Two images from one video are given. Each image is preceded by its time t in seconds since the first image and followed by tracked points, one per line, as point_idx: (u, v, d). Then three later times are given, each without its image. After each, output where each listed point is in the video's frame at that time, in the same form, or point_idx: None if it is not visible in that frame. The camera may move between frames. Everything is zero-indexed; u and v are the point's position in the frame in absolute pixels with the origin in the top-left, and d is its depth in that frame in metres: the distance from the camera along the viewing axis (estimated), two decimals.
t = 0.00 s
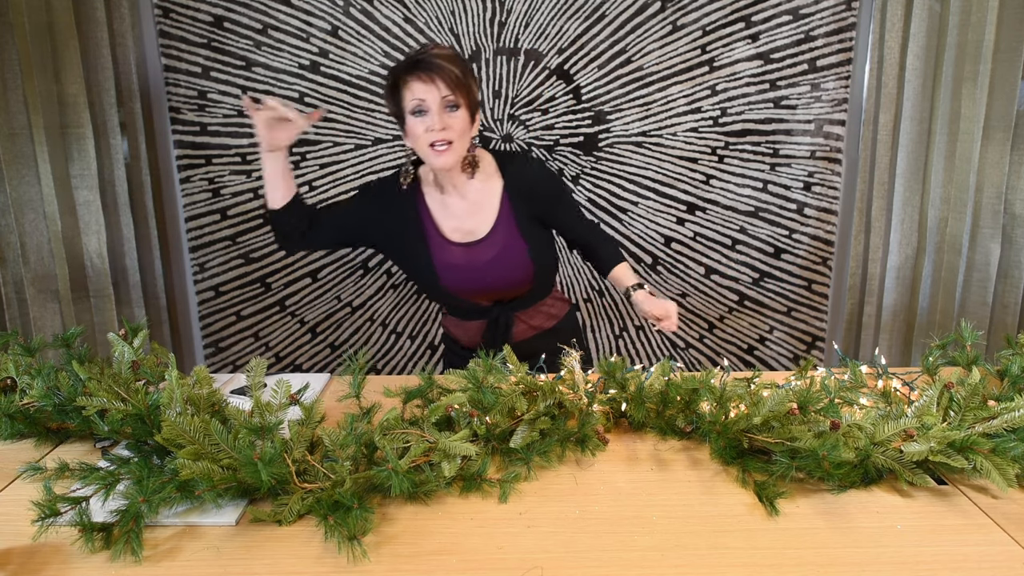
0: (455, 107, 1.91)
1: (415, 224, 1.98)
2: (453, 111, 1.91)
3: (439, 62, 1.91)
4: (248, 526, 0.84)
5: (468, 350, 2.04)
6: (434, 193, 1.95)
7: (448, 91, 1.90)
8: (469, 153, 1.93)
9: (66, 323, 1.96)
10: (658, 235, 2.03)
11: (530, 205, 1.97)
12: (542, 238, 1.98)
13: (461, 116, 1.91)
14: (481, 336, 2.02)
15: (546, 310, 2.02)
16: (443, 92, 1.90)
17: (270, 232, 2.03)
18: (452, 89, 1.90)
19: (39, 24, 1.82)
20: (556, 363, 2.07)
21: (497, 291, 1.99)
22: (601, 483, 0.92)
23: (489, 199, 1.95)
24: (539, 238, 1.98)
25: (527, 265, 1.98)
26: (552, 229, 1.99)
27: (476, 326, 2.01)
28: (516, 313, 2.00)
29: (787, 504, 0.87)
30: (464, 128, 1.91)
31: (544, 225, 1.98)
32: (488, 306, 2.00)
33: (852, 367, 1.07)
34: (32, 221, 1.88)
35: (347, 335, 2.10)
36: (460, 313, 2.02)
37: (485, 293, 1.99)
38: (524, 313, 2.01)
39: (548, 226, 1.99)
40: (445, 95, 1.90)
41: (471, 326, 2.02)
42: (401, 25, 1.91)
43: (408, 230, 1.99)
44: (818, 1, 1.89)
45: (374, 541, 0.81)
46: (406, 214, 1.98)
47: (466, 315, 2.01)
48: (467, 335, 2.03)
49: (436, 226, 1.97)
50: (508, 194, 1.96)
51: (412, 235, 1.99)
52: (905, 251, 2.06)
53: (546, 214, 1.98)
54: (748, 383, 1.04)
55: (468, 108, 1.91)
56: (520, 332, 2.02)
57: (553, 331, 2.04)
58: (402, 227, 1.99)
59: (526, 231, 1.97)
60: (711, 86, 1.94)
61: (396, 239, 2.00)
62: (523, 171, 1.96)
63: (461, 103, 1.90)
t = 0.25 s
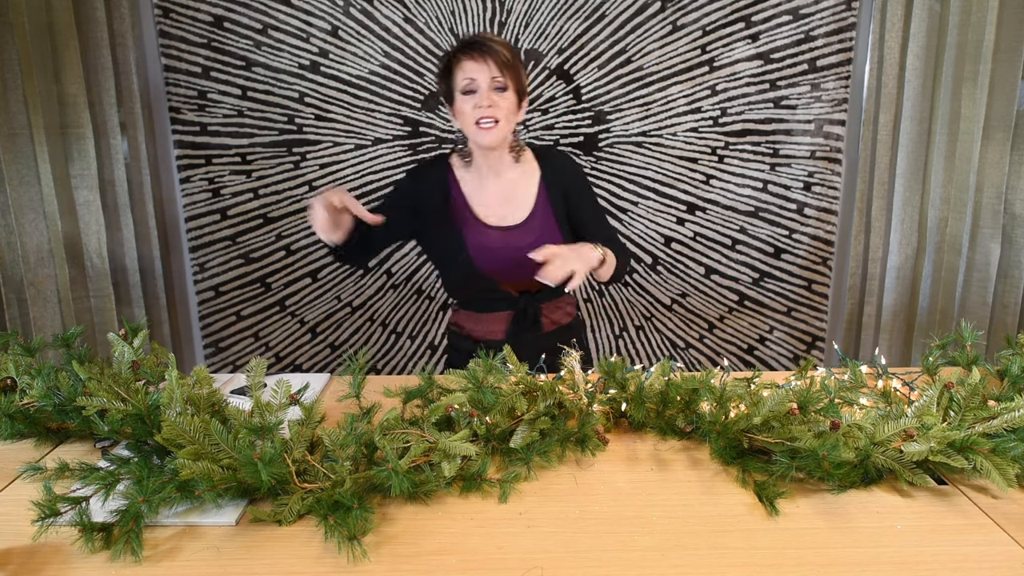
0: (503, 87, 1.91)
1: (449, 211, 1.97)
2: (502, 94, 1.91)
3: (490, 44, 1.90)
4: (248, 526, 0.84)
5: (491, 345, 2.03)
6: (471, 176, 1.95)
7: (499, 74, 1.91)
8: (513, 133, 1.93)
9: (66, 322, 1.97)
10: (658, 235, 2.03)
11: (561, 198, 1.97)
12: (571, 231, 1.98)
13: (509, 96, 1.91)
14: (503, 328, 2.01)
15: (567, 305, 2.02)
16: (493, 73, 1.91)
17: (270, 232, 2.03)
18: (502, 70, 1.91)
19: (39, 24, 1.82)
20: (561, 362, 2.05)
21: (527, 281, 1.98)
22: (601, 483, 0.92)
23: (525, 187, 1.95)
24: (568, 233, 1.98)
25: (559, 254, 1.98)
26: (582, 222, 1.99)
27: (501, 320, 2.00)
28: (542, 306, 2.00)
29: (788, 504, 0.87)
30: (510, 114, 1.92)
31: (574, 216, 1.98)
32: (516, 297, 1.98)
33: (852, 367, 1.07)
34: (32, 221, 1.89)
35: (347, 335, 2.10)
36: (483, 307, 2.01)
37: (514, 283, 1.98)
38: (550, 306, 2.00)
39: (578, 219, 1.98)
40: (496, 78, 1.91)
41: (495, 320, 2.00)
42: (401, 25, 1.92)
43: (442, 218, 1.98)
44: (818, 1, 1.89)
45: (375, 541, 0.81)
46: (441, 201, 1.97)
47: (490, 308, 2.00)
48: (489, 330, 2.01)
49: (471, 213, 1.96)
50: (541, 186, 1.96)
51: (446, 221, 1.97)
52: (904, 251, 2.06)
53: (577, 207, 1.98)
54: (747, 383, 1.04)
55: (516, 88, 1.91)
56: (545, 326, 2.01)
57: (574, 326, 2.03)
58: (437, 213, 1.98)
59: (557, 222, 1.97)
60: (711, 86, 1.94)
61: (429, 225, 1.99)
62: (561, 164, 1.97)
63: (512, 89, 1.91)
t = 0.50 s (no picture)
0: (531, 89, 1.88)
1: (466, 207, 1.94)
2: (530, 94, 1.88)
3: (521, 46, 1.88)
4: (248, 526, 0.84)
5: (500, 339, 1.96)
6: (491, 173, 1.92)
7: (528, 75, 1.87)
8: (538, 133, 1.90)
9: (66, 323, 1.96)
10: (658, 235, 2.03)
11: (578, 196, 1.92)
12: (587, 231, 1.91)
13: (535, 98, 1.88)
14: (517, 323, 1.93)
15: (585, 305, 1.94)
16: (522, 74, 1.87)
17: (269, 232, 2.03)
18: (531, 71, 1.87)
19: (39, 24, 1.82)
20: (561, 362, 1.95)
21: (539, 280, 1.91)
22: (601, 483, 0.92)
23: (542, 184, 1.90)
24: (583, 233, 1.91)
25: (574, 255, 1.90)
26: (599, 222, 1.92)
27: (513, 314, 1.93)
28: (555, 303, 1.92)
29: (788, 504, 0.87)
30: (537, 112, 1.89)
31: (592, 216, 1.92)
32: (526, 295, 1.91)
33: (852, 367, 1.07)
34: (32, 221, 1.88)
35: (346, 335, 2.10)
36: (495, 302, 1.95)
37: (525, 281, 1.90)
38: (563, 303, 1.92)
39: (594, 219, 1.92)
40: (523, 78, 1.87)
41: (508, 314, 1.94)
42: (401, 25, 1.92)
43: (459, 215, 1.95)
44: (818, 1, 1.89)
45: (375, 541, 0.81)
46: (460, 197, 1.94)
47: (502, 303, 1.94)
48: (500, 323, 1.95)
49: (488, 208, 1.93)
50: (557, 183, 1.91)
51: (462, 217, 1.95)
52: (905, 251, 2.06)
53: (594, 207, 1.92)
54: (747, 383, 1.04)
55: (543, 91, 1.89)
56: (558, 324, 1.93)
57: (588, 326, 1.96)
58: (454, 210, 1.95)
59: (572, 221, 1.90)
60: (712, 86, 1.94)
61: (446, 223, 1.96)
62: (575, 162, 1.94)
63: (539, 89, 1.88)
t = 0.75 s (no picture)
0: (543, 82, 1.93)
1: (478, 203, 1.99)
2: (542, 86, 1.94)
3: (534, 44, 1.91)
4: (248, 526, 0.84)
5: (507, 334, 2.04)
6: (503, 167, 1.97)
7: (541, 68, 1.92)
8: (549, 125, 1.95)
9: (66, 322, 1.96)
10: (658, 235, 2.03)
11: (583, 194, 1.99)
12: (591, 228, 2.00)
13: (547, 90, 1.94)
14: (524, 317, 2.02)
15: (589, 302, 2.04)
16: (534, 67, 1.92)
17: (269, 232, 2.03)
18: (543, 65, 1.92)
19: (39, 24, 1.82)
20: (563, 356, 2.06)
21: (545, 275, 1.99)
22: (601, 483, 0.92)
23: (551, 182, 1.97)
24: (586, 231, 2.00)
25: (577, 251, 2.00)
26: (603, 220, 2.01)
27: (520, 309, 2.02)
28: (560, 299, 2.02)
29: (787, 504, 0.87)
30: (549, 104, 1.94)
31: (596, 214, 2.00)
32: (533, 290, 2.00)
33: (852, 367, 1.07)
34: (32, 221, 1.88)
35: (346, 335, 2.10)
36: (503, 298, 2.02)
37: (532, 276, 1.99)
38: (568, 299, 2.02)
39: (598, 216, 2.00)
40: (536, 72, 1.92)
41: (515, 309, 2.02)
42: (401, 25, 1.92)
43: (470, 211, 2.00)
44: (818, 1, 1.89)
45: (374, 541, 0.81)
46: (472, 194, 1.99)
47: (510, 298, 2.01)
48: (507, 319, 2.03)
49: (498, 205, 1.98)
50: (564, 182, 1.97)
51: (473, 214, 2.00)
52: (905, 251, 2.06)
53: (600, 205, 2.00)
54: (747, 383, 1.04)
55: (554, 84, 1.93)
56: (562, 319, 2.03)
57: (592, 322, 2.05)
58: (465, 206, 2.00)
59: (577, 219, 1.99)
60: (712, 86, 1.94)
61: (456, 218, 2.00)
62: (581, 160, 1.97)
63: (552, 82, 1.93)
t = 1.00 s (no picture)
0: (541, 87, 1.92)
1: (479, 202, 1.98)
2: (541, 91, 1.92)
3: (536, 45, 1.90)
4: (248, 526, 0.84)
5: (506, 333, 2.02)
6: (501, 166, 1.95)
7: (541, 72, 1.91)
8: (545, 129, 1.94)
9: (66, 323, 1.95)
10: (658, 235, 2.04)
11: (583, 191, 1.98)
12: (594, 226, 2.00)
13: (545, 96, 1.92)
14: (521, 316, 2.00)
15: (586, 300, 2.03)
16: (534, 72, 1.91)
17: (269, 232, 2.03)
18: (542, 71, 1.91)
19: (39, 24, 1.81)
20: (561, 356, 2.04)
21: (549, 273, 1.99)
22: (601, 483, 0.92)
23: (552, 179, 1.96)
24: (584, 228, 1.99)
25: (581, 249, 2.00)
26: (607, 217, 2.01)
27: (519, 308, 2.00)
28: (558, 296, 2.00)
29: (788, 504, 0.87)
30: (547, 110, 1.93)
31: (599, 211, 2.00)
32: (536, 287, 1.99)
33: (852, 367, 1.07)
34: (32, 221, 1.87)
35: (346, 335, 2.10)
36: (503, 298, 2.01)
37: (536, 274, 1.99)
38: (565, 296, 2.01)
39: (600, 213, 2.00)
40: (536, 76, 1.91)
41: (513, 308, 2.00)
42: (401, 25, 1.92)
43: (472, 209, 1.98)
44: (818, 1, 1.89)
45: (374, 541, 0.81)
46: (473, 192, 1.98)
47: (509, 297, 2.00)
48: (506, 318, 2.01)
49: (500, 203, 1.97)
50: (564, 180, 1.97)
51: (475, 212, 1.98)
52: (905, 251, 2.06)
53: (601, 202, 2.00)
54: (747, 383, 1.04)
55: (553, 89, 1.93)
56: (560, 316, 2.01)
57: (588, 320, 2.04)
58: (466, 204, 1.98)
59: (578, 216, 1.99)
60: (712, 86, 1.94)
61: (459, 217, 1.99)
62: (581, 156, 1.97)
63: (551, 87, 1.92)
